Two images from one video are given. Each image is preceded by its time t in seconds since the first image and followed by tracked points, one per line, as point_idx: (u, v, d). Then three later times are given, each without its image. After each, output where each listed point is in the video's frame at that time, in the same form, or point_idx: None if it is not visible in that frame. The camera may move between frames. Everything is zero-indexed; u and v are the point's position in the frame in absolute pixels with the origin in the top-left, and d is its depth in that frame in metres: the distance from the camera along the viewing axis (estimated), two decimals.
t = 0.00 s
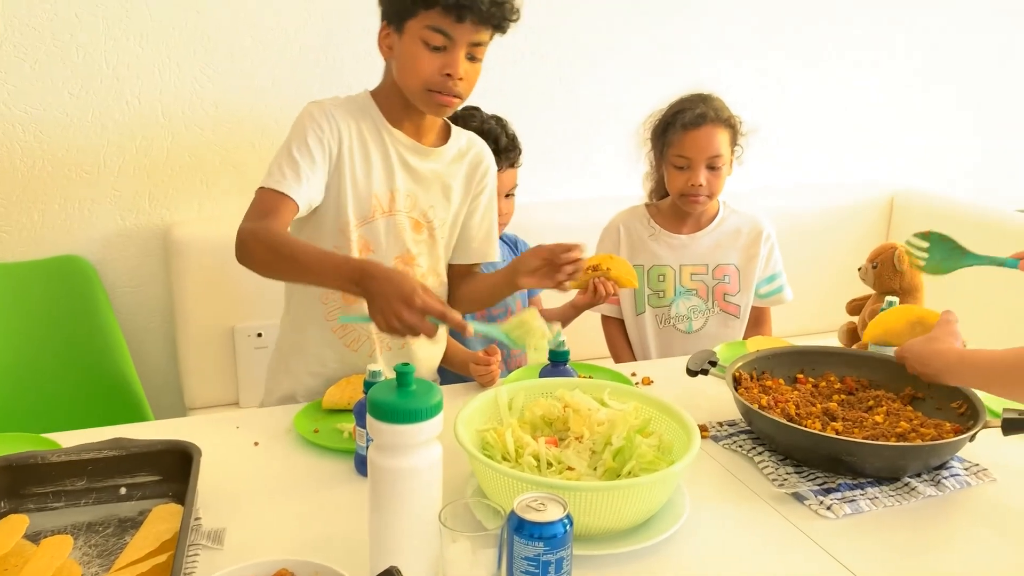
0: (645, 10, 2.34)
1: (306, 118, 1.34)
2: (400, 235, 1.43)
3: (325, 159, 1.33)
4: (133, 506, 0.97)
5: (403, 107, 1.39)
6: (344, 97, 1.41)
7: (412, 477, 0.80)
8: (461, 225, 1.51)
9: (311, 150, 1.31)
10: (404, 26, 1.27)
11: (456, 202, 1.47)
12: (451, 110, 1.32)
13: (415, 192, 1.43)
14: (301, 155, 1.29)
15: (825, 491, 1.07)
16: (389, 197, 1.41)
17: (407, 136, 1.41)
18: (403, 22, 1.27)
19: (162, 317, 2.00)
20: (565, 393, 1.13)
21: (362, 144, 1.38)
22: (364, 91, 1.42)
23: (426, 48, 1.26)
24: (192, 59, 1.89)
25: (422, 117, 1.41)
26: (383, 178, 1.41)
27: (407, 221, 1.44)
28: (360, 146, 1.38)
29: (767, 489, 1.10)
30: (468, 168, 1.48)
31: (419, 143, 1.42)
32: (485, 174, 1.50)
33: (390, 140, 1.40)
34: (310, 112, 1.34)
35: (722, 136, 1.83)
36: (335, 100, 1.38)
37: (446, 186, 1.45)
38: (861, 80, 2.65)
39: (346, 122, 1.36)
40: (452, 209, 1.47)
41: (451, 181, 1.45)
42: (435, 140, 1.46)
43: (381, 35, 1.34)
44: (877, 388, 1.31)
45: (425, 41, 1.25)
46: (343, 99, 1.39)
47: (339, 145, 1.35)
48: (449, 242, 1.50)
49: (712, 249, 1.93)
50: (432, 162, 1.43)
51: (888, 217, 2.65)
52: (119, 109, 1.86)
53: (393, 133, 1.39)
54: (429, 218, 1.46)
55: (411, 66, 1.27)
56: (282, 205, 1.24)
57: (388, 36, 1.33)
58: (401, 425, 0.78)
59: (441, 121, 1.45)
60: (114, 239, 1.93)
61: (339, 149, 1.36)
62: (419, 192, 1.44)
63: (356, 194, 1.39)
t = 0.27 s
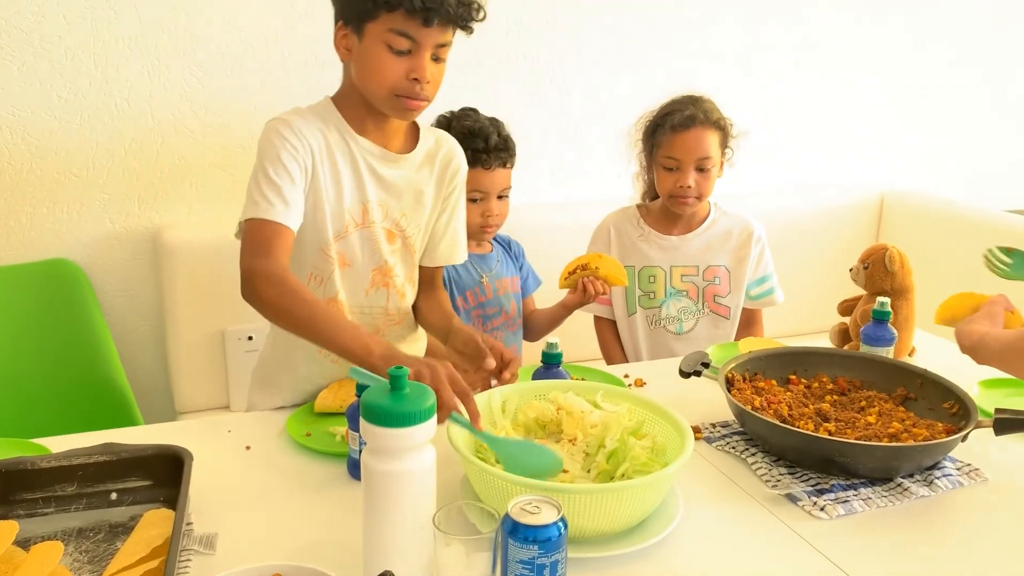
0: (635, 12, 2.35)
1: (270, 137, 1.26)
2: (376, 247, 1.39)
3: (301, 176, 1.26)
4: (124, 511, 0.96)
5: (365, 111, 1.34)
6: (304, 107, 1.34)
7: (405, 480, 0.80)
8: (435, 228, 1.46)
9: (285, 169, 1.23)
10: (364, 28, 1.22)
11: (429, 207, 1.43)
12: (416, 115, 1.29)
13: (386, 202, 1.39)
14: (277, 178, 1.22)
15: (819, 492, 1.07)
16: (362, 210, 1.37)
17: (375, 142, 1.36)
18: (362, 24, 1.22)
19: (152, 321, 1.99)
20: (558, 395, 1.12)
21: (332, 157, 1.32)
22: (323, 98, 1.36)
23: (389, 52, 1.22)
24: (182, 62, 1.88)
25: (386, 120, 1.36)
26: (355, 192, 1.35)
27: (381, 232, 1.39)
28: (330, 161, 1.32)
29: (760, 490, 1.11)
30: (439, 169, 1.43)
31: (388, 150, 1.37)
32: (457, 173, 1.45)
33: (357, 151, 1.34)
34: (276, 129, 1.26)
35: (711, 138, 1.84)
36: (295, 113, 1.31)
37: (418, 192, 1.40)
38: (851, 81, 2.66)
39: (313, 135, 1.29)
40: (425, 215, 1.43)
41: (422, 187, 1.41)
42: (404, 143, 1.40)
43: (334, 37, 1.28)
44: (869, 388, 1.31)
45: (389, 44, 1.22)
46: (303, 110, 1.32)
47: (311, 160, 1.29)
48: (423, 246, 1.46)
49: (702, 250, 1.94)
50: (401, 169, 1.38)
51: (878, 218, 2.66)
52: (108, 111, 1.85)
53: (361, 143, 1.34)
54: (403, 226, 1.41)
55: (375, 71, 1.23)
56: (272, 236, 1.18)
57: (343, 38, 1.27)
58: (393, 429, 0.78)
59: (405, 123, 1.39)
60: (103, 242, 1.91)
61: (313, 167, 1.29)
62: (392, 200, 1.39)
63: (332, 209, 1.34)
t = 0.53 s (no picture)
0: (628, 12, 2.35)
1: (255, 148, 1.25)
2: (362, 258, 1.39)
3: (286, 186, 1.25)
4: (120, 516, 0.96)
5: (349, 120, 1.33)
6: (286, 118, 1.33)
7: (402, 482, 0.80)
8: (419, 236, 1.47)
9: (269, 179, 1.22)
10: (356, 38, 1.21)
11: (414, 216, 1.43)
12: (406, 126, 1.29)
13: (371, 212, 1.39)
14: (262, 188, 1.21)
15: (814, 490, 1.07)
16: (347, 221, 1.36)
17: (359, 153, 1.36)
18: (355, 33, 1.21)
19: (147, 324, 1.99)
20: (558, 396, 1.12)
21: (317, 168, 1.31)
22: (305, 107, 1.35)
23: (382, 63, 1.22)
24: (174, 64, 1.88)
25: (370, 130, 1.36)
26: (340, 203, 1.35)
27: (366, 242, 1.39)
28: (315, 172, 1.31)
29: (756, 489, 1.11)
30: (422, 178, 1.43)
31: (372, 160, 1.37)
32: (440, 181, 1.45)
33: (342, 162, 1.33)
34: (261, 141, 1.26)
35: (705, 138, 1.84)
36: (279, 124, 1.30)
37: (402, 201, 1.40)
38: (844, 80, 2.67)
39: (298, 146, 1.29)
40: (409, 223, 1.43)
41: (406, 197, 1.40)
42: (386, 153, 1.40)
43: (323, 43, 1.26)
44: (864, 387, 1.32)
45: (382, 56, 1.21)
46: (285, 121, 1.31)
47: (297, 170, 1.28)
48: (407, 255, 1.46)
49: (697, 250, 1.94)
50: (385, 179, 1.38)
51: (873, 216, 2.67)
52: (100, 114, 1.84)
53: (347, 155, 1.33)
54: (388, 236, 1.41)
55: (367, 82, 1.22)
56: (257, 246, 1.17)
57: (332, 45, 1.25)
58: (387, 432, 0.78)
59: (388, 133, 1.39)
60: (97, 246, 1.91)
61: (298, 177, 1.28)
62: (377, 211, 1.39)
63: (319, 220, 1.33)
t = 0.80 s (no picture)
0: (622, 8, 2.35)
1: (251, 142, 1.25)
2: (355, 254, 1.39)
3: (287, 178, 1.26)
4: (118, 515, 0.96)
5: (345, 117, 1.33)
6: (282, 112, 1.33)
7: (400, 478, 0.80)
8: (415, 236, 1.46)
9: (271, 172, 1.23)
10: (354, 35, 1.21)
11: (409, 214, 1.42)
12: (401, 124, 1.29)
13: (366, 209, 1.38)
14: (265, 181, 1.21)
15: (812, 484, 1.07)
16: (341, 217, 1.36)
17: (355, 149, 1.36)
18: (353, 31, 1.21)
19: (143, 324, 1.99)
20: (560, 391, 1.12)
21: (316, 160, 1.32)
22: (302, 103, 1.35)
23: (380, 62, 1.21)
24: (168, 63, 1.87)
25: (366, 129, 1.35)
26: (336, 198, 1.35)
27: (360, 239, 1.39)
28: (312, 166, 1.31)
29: (754, 483, 1.11)
30: (419, 176, 1.43)
31: (368, 157, 1.37)
32: (437, 179, 1.45)
33: (338, 157, 1.33)
34: (257, 134, 1.26)
35: (699, 133, 1.84)
36: (274, 118, 1.30)
37: (398, 200, 1.40)
38: (838, 74, 2.67)
39: (294, 139, 1.29)
40: (406, 221, 1.43)
41: (403, 194, 1.40)
42: (382, 150, 1.40)
43: (321, 39, 1.26)
44: (861, 380, 1.32)
45: (380, 54, 1.21)
46: (281, 115, 1.31)
47: (296, 162, 1.29)
48: (404, 254, 1.46)
49: (692, 245, 1.94)
50: (381, 177, 1.38)
51: (868, 211, 2.67)
52: (94, 114, 1.84)
53: (343, 151, 1.33)
54: (383, 233, 1.41)
55: (365, 80, 1.22)
56: (264, 239, 1.18)
57: (329, 42, 1.25)
58: (384, 428, 0.78)
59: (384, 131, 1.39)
60: (92, 246, 1.90)
61: (298, 170, 1.29)
62: (372, 207, 1.39)
63: (316, 213, 1.33)
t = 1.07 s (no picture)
0: (620, 7, 2.35)
1: (258, 140, 1.25)
2: (360, 253, 1.39)
3: (291, 177, 1.26)
4: (117, 515, 0.96)
5: (348, 116, 1.33)
6: (287, 111, 1.33)
7: (398, 476, 0.80)
8: (418, 234, 1.46)
9: (275, 169, 1.23)
10: (359, 34, 1.21)
11: (413, 212, 1.43)
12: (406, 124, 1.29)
13: (371, 207, 1.39)
14: (269, 179, 1.21)
15: (810, 479, 1.08)
16: (346, 217, 1.36)
17: (358, 148, 1.36)
18: (358, 30, 1.20)
19: (141, 324, 1.99)
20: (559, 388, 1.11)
21: (321, 161, 1.32)
22: (305, 102, 1.35)
23: (385, 61, 1.21)
24: (165, 64, 1.87)
25: (369, 129, 1.35)
26: (340, 197, 1.35)
27: (365, 238, 1.39)
28: (317, 165, 1.31)
29: (752, 479, 1.11)
30: (421, 174, 1.43)
31: (371, 156, 1.37)
32: (439, 178, 1.45)
33: (342, 156, 1.33)
34: (263, 132, 1.26)
35: (695, 131, 1.84)
36: (280, 117, 1.30)
37: (401, 198, 1.41)
38: (837, 71, 2.68)
39: (301, 138, 1.29)
40: (408, 220, 1.43)
41: (406, 192, 1.40)
42: (385, 149, 1.40)
43: (325, 39, 1.25)
44: (859, 375, 1.32)
45: (386, 53, 1.21)
46: (286, 113, 1.31)
47: (301, 161, 1.28)
48: (408, 252, 1.46)
49: (690, 242, 1.94)
50: (384, 175, 1.38)
51: (867, 207, 2.67)
52: (92, 116, 1.84)
53: (347, 151, 1.34)
54: (387, 231, 1.41)
55: (371, 79, 1.22)
56: (263, 237, 1.18)
57: (334, 41, 1.25)
58: (381, 427, 0.78)
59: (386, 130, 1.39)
60: (90, 247, 1.90)
61: (303, 169, 1.29)
62: (377, 206, 1.39)
63: (320, 212, 1.33)
